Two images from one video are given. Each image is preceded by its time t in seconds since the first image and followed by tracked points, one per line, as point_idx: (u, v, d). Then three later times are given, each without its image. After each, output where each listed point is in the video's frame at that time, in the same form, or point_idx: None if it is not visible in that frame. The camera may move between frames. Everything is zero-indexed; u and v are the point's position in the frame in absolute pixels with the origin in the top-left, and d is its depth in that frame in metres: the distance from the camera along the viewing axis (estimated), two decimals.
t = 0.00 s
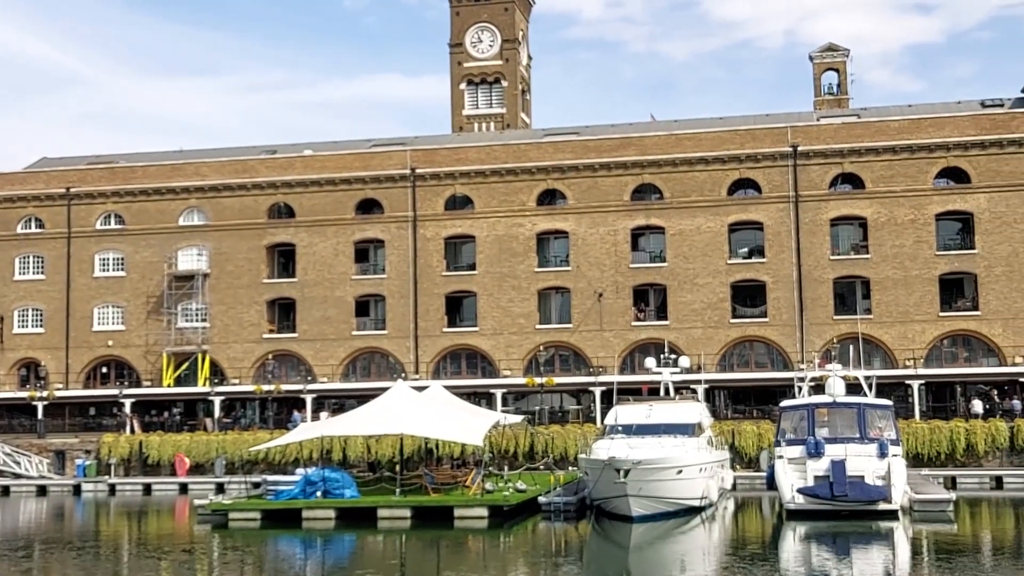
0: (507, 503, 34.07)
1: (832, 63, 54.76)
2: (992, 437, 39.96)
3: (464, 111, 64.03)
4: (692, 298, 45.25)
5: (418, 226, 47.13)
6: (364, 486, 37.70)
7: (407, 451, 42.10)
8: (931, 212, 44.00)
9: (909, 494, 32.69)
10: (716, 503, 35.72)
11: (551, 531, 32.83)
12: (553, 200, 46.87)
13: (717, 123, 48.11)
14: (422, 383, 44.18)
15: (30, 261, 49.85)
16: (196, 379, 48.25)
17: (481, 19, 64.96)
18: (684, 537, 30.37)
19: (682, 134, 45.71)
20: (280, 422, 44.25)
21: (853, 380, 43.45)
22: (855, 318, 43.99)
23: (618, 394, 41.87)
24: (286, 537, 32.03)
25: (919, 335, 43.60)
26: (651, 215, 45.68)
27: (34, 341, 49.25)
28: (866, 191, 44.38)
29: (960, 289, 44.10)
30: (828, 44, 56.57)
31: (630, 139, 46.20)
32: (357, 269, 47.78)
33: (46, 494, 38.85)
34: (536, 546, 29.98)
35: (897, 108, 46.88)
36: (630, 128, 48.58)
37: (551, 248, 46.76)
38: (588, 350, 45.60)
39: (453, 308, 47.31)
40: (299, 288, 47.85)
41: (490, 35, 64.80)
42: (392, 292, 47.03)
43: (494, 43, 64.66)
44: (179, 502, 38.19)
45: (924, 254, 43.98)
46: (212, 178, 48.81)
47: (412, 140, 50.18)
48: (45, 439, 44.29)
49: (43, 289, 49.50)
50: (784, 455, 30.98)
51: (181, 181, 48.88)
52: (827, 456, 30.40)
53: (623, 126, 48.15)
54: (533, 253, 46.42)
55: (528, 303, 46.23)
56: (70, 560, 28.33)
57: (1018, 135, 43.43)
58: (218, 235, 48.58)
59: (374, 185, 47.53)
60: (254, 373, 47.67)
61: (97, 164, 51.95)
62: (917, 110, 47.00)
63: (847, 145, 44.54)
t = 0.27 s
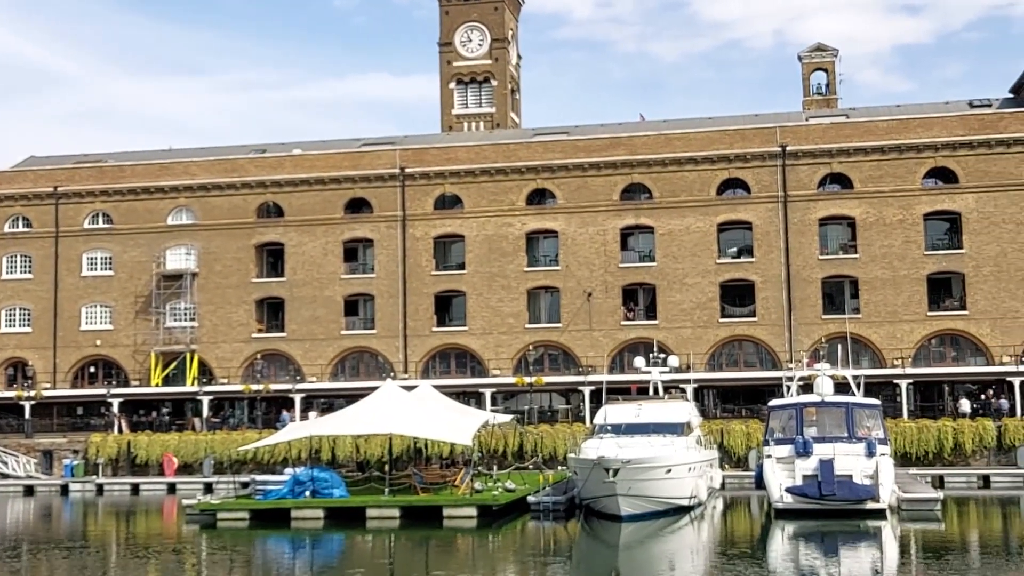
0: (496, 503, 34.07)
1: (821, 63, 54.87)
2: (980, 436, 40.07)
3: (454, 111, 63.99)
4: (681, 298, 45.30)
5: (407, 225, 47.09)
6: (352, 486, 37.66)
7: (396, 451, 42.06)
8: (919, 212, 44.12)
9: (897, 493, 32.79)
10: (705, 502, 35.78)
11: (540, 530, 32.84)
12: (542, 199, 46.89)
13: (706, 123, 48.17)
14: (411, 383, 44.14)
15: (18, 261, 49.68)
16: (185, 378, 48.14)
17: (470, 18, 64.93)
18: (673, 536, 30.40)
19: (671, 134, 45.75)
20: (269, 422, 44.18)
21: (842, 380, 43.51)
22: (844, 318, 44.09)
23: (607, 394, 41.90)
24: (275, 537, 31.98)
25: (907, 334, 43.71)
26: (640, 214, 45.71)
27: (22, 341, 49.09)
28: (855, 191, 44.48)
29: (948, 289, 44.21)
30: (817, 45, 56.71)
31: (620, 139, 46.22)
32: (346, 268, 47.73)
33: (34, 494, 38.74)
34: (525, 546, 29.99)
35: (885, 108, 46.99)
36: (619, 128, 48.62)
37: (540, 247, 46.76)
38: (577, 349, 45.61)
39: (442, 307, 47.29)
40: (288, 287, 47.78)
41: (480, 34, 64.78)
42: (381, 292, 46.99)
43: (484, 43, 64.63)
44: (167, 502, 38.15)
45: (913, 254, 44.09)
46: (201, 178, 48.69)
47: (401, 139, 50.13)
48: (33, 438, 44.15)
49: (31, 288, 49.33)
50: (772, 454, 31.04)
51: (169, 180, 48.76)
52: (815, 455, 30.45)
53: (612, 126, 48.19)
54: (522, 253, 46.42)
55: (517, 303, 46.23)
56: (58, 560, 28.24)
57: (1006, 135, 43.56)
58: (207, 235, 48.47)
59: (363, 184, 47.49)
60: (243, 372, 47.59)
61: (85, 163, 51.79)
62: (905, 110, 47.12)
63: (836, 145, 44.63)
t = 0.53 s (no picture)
0: (479, 502, 34.05)
1: (803, 63, 55.05)
2: (960, 435, 40.26)
3: (436, 110, 63.94)
4: (663, 297, 45.38)
5: (390, 225, 47.03)
6: (334, 486, 37.59)
7: (379, 450, 41.98)
8: (900, 212, 44.32)
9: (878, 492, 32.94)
10: (687, 501, 35.85)
11: (522, 530, 32.84)
12: (525, 199, 46.90)
13: (688, 123, 48.26)
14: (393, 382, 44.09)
15: None
16: (166, 378, 47.95)
17: (453, 17, 64.88)
18: (654, 536, 30.44)
19: (654, 134, 45.82)
20: (251, 422, 44.05)
21: (823, 379, 43.72)
22: (825, 317, 44.27)
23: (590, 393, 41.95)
24: (257, 537, 31.89)
25: (887, 334, 43.92)
26: (623, 214, 45.76)
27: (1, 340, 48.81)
28: (836, 190, 44.65)
29: (928, 289, 44.44)
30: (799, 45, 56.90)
31: (602, 138, 46.25)
32: (328, 267, 47.63)
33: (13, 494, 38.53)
34: (507, 545, 29.99)
35: (866, 108, 47.18)
36: (602, 128, 48.68)
37: (523, 246, 46.77)
38: (560, 349, 45.63)
39: (424, 307, 47.25)
40: (270, 286, 47.65)
41: (462, 33, 64.74)
42: (363, 291, 46.91)
43: (466, 42, 64.58)
44: (149, 502, 38.05)
45: (894, 254, 44.28)
46: (182, 176, 48.50)
47: (384, 138, 50.05)
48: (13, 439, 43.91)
49: (11, 288, 49.05)
50: (754, 453, 31.11)
51: (151, 179, 48.55)
52: (797, 455, 30.53)
53: (594, 126, 48.24)
54: (505, 252, 46.41)
55: (500, 302, 46.23)
56: (38, 561, 28.10)
57: (986, 135, 43.79)
58: (189, 234, 48.29)
59: (346, 183, 47.40)
60: (224, 371, 47.43)
61: (65, 161, 51.52)
62: (886, 110, 47.31)
63: (817, 145, 44.78)
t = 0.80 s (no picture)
0: (446, 501, 34.01)
1: (770, 63, 55.35)
2: (924, 432, 40.56)
3: (404, 108, 63.84)
4: (631, 296, 45.50)
5: (357, 223, 46.90)
6: (301, 485, 37.43)
7: (346, 449, 41.84)
8: (865, 211, 44.66)
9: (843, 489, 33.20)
10: (654, 499, 35.99)
11: (490, 528, 32.85)
12: (493, 197, 46.91)
13: (655, 122, 48.43)
14: (361, 381, 43.99)
15: None
16: (130, 378, 47.60)
17: (421, 15, 64.78)
18: (621, 533, 30.52)
19: (621, 133, 45.93)
20: (217, 421, 43.81)
21: (789, 377, 43.98)
22: (791, 316, 44.54)
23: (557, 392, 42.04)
24: (222, 537, 31.72)
25: (852, 332, 44.24)
26: (591, 213, 45.85)
27: None
28: (802, 190, 44.94)
29: (893, 287, 44.80)
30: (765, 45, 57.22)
31: (570, 137, 46.31)
32: (294, 266, 47.44)
33: None
34: (474, 544, 30.00)
35: (832, 108, 47.50)
36: (569, 126, 48.77)
37: (491, 245, 46.78)
38: (527, 347, 45.67)
39: (392, 306, 47.16)
40: (236, 285, 47.41)
41: (430, 31, 64.64)
42: (330, 290, 46.77)
43: (434, 40, 64.49)
44: (113, 502, 37.79)
45: (858, 253, 44.61)
46: (147, 174, 48.16)
47: (351, 136, 49.91)
48: None
49: None
50: (720, 451, 31.22)
51: (115, 177, 48.18)
52: (763, 452, 30.65)
53: (562, 125, 48.31)
54: (473, 251, 46.41)
55: (467, 301, 46.21)
56: None
57: (949, 135, 44.19)
58: (154, 232, 47.96)
59: (313, 181, 47.23)
60: (190, 370, 47.14)
61: (27, 158, 51.04)
62: (851, 110, 47.65)
63: (783, 144, 45.05)
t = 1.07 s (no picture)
0: (394, 501, 33.91)
1: (717, 65, 55.78)
2: (868, 431, 41.06)
3: (352, 107, 63.58)
4: (580, 296, 45.65)
5: (305, 222, 46.63)
6: (248, 487, 37.14)
7: (293, 450, 41.52)
8: (811, 212, 45.15)
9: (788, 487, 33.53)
10: (603, 498, 36.14)
11: (438, 528, 32.80)
12: (442, 197, 46.84)
13: (605, 123, 48.61)
14: (309, 382, 43.75)
15: None
16: (73, 378, 46.95)
17: (370, 14, 64.50)
18: (570, 533, 30.60)
19: (571, 133, 46.03)
20: (162, 422, 43.34)
21: (736, 376, 44.34)
22: (738, 316, 44.93)
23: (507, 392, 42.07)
24: (167, 538, 31.38)
25: (798, 332, 44.71)
26: (540, 213, 45.93)
27: None
28: (749, 191, 45.33)
29: (838, 288, 45.35)
30: (714, 47, 57.65)
31: (520, 137, 46.35)
32: (241, 265, 47.04)
33: None
34: (423, 544, 29.94)
35: (778, 110, 47.95)
36: (519, 126, 48.80)
37: (440, 245, 46.72)
38: (476, 347, 45.65)
39: (340, 305, 46.94)
40: (182, 284, 46.93)
41: (379, 30, 64.40)
42: (278, 289, 46.45)
43: (383, 38, 64.26)
44: (55, 506, 37.32)
45: (804, 253, 45.09)
46: (91, 172, 47.52)
47: (299, 135, 49.58)
48: None
49: None
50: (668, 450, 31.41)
51: (58, 174, 47.48)
52: (710, 451, 31.06)
53: (512, 124, 48.33)
54: (422, 250, 46.32)
55: (416, 301, 46.10)
56: None
57: (893, 137, 44.78)
58: (98, 231, 47.34)
59: (260, 180, 46.85)
60: (134, 371, 46.58)
61: None
62: (798, 112, 48.14)
63: (731, 146, 45.41)
